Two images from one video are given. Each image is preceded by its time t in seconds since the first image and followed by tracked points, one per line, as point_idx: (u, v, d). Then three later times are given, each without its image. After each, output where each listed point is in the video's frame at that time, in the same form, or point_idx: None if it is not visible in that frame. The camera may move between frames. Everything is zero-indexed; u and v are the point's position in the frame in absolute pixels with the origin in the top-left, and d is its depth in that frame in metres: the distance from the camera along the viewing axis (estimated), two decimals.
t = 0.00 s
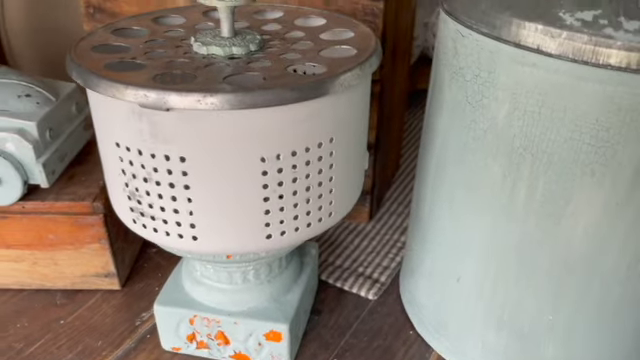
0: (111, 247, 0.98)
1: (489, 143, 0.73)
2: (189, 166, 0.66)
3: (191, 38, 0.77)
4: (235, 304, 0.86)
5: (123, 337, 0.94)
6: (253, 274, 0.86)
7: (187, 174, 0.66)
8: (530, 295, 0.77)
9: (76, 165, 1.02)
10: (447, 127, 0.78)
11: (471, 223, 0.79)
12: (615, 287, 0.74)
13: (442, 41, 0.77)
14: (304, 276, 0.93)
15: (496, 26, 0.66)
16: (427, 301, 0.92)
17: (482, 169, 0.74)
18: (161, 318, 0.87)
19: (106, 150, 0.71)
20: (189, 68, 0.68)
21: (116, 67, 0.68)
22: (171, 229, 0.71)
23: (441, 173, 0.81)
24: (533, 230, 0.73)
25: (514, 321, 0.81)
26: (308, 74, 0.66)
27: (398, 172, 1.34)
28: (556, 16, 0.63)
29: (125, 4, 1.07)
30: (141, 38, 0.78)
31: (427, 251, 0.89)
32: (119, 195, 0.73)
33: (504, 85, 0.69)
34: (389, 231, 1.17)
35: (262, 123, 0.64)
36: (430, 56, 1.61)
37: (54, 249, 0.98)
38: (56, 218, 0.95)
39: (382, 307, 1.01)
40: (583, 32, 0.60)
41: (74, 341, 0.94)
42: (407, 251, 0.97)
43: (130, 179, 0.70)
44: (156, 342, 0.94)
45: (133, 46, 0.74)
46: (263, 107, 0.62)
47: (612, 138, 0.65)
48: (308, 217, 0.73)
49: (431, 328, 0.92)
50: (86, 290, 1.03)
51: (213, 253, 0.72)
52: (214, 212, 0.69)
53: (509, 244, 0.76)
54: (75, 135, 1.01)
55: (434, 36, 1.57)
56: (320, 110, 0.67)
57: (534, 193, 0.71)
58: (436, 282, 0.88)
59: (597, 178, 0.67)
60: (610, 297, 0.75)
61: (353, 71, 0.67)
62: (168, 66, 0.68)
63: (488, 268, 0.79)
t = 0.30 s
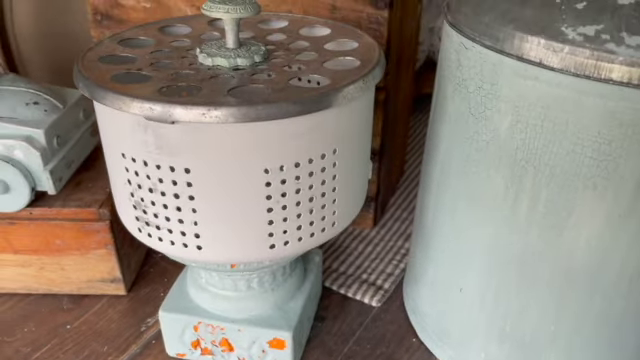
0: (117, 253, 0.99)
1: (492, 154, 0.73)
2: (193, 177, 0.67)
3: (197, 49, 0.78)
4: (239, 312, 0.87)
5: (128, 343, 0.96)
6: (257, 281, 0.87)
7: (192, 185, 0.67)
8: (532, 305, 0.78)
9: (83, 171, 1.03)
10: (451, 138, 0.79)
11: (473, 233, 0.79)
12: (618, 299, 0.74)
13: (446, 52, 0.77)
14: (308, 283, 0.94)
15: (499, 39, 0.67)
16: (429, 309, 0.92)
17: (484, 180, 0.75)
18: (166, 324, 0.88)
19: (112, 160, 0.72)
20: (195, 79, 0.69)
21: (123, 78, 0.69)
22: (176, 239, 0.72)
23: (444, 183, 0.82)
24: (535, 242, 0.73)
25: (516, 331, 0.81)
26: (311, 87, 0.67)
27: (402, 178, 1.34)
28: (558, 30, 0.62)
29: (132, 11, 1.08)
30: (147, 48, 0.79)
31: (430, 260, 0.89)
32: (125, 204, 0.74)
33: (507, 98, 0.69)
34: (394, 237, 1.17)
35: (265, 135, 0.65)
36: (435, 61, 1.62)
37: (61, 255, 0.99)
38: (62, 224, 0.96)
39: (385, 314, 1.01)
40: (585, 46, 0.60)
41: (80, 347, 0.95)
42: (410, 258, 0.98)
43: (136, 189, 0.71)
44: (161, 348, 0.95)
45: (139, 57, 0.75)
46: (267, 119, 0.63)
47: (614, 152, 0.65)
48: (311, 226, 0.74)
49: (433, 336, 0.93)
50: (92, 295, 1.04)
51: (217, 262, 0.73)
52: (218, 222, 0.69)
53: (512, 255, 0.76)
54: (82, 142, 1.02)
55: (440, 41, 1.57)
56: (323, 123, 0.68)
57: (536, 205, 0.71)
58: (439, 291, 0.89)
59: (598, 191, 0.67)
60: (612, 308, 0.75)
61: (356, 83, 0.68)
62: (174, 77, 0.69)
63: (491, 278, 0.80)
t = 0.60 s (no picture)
0: (123, 260, 0.99)
1: (497, 165, 0.73)
2: (199, 188, 0.67)
3: (202, 58, 0.78)
4: (244, 319, 0.87)
5: (133, 349, 0.97)
6: (261, 289, 0.87)
7: (197, 196, 0.68)
8: (536, 315, 0.78)
9: (89, 177, 1.03)
10: (455, 148, 0.79)
11: (478, 242, 0.79)
12: (622, 310, 0.74)
13: (451, 62, 0.77)
14: (312, 291, 0.94)
15: (504, 51, 0.66)
16: (434, 317, 0.92)
17: (489, 191, 0.75)
18: (171, 332, 0.89)
19: (119, 170, 0.72)
20: (200, 90, 0.69)
21: (128, 89, 0.69)
22: (181, 248, 0.72)
23: (449, 192, 0.82)
24: (540, 253, 0.73)
25: (521, 341, 0.81)
26: (316, 98, 0.67)
27: (407, 183, 1.34)
28: (564, 43, 0.62)
29: (138, 17, 1.08)
30: (153, 57, 0.79)
31: (434, 270, 0.89)
32: (131, 213, 0.74)
33: (512, 110, 0.69)
34: (399, 243, 1.17)
35: (270, 147, 0.65)
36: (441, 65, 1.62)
37: (67, 261, 0.99)
38: (69, 231, 0.96)
39: (389, 321, 1.02)
40: (591, 59, 0.60)
41: (86, 352, 0.96)
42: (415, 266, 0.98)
43: (142, 199, 0.71)
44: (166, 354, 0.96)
45: (146, 67, 0.76)
46: (272, 132, 0.63)
47: (620, 165, 0.65)
48: (316, 236, 0.74)
49: (438, 344, 0.93)
50: (98, 300, 1.04)
51: (222, 271, 0.73)
52: (223, 232, 0.70)
53: (517, 265, 0.76)
54: (88, 148, 1.03)
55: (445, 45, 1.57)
56: (328, 134, 0.68)
57: (541, 216, 0.71)
58: (443, 300, 0.89)
59: (603, 203, 0.68)
60: (616, 319, 0.75)
61: (361, 95, 0.68)
62: (180, 88, 0.69)
63: (495, 288, 0.80)
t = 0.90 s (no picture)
0: (131, 270, 0.99)
1: (509, 181, 0.72)
2: (209, 204, 0.67)
3: (212, 71, 0.77)
4: (252, 332, 0.87)
5: None
6: (270, 302, 0.87)
7: (207, 212, 0.67)
8: (548, 331, 0.77)
9: (98, 186, 1.03)
10: (466, 163, 0.78)
11: (489, 257, 0.79)
12: (635, 328, 0.74)
13: (462, 76, 0.77)
14: (321, 303, 0.94)
15: (517, 67, 0.66)
16: (443, 330, 0.92)
17: (501, 206, 0.74)
18: (179, 344, 0.89)
19: (128, 185, 0.72)
20: (210, 106, 0.69)
21: (138, 105, 0.69)
22: (190, 263, 0.72)
23: (460, 205, 0.81)
24: (552, 269, 0.73)
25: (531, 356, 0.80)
26: (327, 115, 0.67)
27: (415, 190, 1.34)
28: (578, 60, 0.61)
29: (146, 25, 1.08)
30: (163, 70, 0.79)
31: (443, 283, 0.89)
32: (141, 227, 0.74)
33: (524, 127, 0.68)
34: (407, 253, 1.17)
35: (281, 164, 0.65)
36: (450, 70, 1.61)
37: (75, 271, 0.99)
38: (77, 241, 0.96)
39: (398, 332, 1.01)
40: (605, 78, 0.60)
41: None
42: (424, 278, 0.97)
43: (152, 214, 0.71)
44: None
45: (155, 80, 0.75)
46: (282, 149, 0.63)
47: (634, 184, 0.64)
48: (326, 252, 0.73)
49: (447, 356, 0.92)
50: (106, 310, 1.04)
51: (232, 287, 0.73)
52: (232, 248, 0.69)
53: (528, 281, 0.76)
54: (97, 158, 1.03)
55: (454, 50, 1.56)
56: (338, 150, 0.67)
57: (553, 233, 0.71)
58: (453, 313, 0.88)
59: (617, 222, 0.67)
60: (629, 337, 0.74)
61: (372, 111, 0.68)
62: (190, 104, 0.69)
63: (506, 303, 0.79)
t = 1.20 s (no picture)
0: (140, 277, 0.98)
1: (526, 192, 0.71)
2: (221, 216, 0.66)
3: (224, 79, 0.76)
4: (262, 342, 0.86)
5: None
6: (281, 312, 0.86)
7: (220, 224, 0.66)
8: (565, 345, 0.76)
9: (106, 192, 1.02)
10: (482, 172, 0.77)
11: (505, 268, 0.77)
12: None
13: (479, 84, 0.75)
14: (332, 312, 0.93)
15: (536, 77, 0.64)
16: (457, 340, 0.90)
17: (518, 218, 0.73)
18: (189, 354, 0.88)
19: (140, 196, 0.71)
20: (223, 116, 0.68)
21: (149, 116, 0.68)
22: (202, 275, 0.71)
23: (476, 215, 0.80)
24: (572, 282, 0.71)
25: None
26: (342, 126, 0.65)
27: (426, 195, 1.32)
28: (601, 72, 0.60)
29: (154, 28, 1.07)
30: (173, 78, 0.78)
31: (458, 292, 0.87)
32: (152, 238, 0.73)
33: (543, 138, 0.67)
34: (418, 259, 1.15)
35: (295, 176, 0.64)
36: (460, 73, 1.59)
37: (84, 278, 0.98)
38: (86, 248, 0.95)
39: (409, 341, 1.00)
40: (628, 90, 0.58)
41: None
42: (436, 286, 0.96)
43: (163, 225, 0.70)
44: None
45: (167, 89, 0.74)
46: (297, 162, 0.62)
47: None
48: (340, 264, 0.72)
49: None
50: (114, 317, 1.03)
51: (244, 299, 0.72)
52: (245, 260, 0.68)
53: (546, 293, 0.75)
54: (106, 164, 1.02)
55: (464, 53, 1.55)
56: (353, 161, 0.66)
57: (573, 246, 0.69)
58: (467, 323, 0.87)
59: None
60: None
61: (388, 122, 0.66)
62: (202, 114, 0.68)
63: (523, 314, 0.78)
